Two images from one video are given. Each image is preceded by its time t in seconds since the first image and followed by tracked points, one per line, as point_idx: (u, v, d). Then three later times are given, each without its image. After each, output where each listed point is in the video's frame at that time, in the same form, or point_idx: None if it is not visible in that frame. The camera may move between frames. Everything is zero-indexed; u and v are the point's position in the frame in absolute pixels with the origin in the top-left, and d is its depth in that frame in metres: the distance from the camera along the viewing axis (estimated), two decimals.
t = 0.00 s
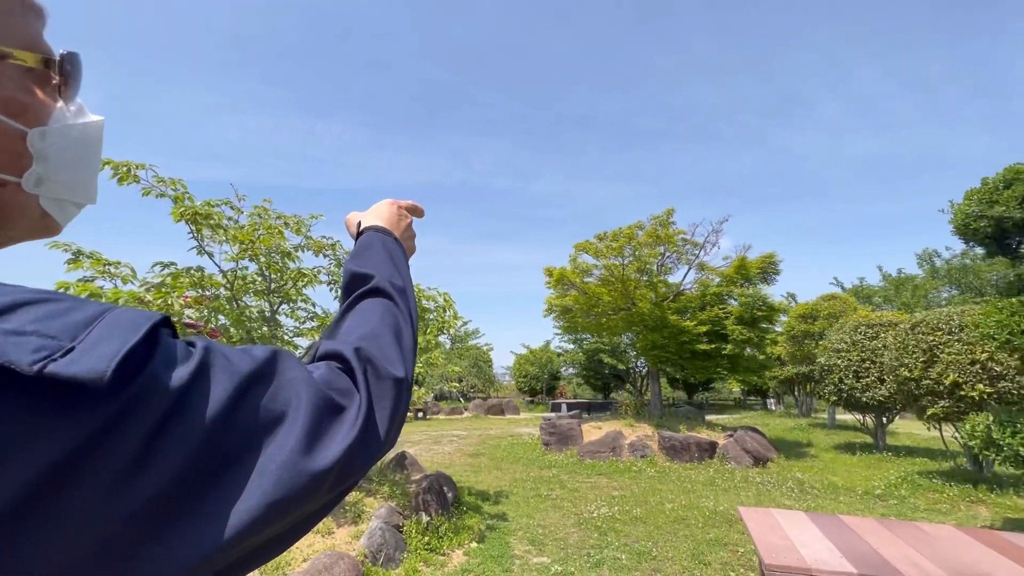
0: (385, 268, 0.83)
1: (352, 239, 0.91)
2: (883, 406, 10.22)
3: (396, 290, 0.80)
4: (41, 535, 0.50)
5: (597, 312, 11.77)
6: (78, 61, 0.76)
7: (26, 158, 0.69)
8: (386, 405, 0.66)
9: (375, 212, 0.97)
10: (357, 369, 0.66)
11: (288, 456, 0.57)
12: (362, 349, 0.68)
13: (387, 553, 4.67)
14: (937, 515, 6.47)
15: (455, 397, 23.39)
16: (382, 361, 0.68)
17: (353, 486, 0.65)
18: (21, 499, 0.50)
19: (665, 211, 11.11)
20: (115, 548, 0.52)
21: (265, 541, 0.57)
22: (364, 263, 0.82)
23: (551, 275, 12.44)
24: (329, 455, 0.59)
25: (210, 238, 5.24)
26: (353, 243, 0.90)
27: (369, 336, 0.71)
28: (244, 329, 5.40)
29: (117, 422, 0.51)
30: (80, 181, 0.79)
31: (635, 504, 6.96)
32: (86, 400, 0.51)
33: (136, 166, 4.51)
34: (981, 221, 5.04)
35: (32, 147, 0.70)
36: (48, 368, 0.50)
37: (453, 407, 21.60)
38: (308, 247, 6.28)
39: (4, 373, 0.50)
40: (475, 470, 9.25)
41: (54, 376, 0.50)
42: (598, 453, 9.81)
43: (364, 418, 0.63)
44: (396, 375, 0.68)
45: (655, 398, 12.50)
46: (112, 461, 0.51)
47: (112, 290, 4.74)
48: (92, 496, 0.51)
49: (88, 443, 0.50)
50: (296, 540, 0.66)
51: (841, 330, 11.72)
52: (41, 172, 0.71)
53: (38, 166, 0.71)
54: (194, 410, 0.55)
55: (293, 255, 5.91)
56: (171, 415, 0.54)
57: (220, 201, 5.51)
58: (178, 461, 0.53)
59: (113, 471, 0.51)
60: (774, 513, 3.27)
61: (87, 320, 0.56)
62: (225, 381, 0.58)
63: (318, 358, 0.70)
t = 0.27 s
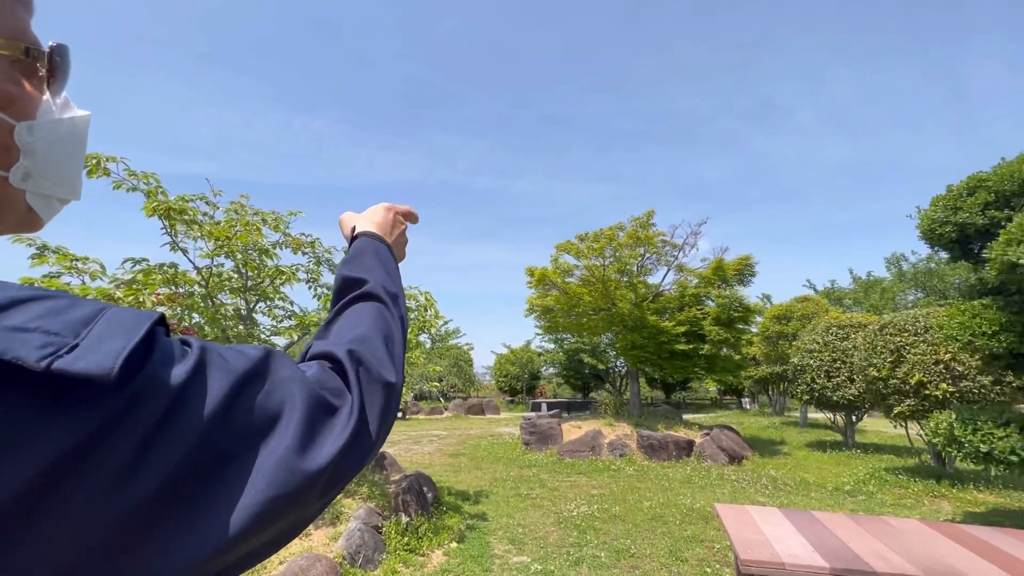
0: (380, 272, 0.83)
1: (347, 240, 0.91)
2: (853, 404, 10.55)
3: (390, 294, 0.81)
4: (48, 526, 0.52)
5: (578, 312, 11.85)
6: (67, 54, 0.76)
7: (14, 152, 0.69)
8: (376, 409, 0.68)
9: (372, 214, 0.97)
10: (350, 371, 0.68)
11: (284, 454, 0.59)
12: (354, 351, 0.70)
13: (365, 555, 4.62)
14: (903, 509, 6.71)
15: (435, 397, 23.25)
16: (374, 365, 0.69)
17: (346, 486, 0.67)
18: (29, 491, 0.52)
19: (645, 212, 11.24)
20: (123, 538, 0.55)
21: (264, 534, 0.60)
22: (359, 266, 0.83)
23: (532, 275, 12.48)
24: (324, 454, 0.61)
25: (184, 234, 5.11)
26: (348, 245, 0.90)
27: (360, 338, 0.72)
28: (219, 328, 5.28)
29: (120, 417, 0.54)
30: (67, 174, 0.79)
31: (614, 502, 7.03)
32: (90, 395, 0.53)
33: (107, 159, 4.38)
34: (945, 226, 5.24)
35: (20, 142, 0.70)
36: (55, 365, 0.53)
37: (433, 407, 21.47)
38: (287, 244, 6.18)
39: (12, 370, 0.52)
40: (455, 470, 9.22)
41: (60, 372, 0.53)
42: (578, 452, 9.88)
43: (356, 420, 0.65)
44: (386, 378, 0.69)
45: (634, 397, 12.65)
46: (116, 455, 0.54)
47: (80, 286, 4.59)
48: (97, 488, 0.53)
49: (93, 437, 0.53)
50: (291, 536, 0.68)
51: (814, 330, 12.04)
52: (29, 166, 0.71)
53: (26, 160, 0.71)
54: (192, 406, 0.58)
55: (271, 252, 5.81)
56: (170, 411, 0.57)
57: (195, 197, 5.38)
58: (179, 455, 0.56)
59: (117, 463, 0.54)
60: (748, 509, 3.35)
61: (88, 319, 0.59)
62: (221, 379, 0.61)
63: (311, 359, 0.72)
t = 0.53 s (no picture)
0: (371, 279, 0.84)
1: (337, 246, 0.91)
2: (829, 403, 10.79)
3: (380, 302, 0.82)
4: (58, 532, 0.52)
5: (563, 312, 11.89)
6: (65, 49, 0.75)
7: (12, 151, 0.69)
8: (370, 415, 0.68)
9: (359, 219, 0.97)
10: (346, 377, 0.68)
11: (286, 459, 0.59)
12: (350, 357, 0.70)
13: (348, 556, 4.58)
14: (877, 506, 6.89)
15: (419, 397, 23.11)
16: (369, 372, 0.70)
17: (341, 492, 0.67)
18: (39, 497, 0.51)
19: (629, 214, 11.33)
20: (130, 545, 0.54)
21: (266, 539, 0.60)
22: (350, 273, 0.83)
23: (517, 275, 12.49)
24: (325, 460, 0.61)
25: (162, 231, 5.00)
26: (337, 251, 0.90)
27: (354, 343, 0.73)
28: (198, 326, 5.18)
29: (132, 423, 0.54)
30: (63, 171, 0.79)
31: (598, 501, 7.08)
32: (104, 401, 0.53)
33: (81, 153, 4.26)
34: (919, 230, 5.40)
35: (18, 140, 0.70)
36: (74, 371, 0.52)
37: (416, 407, 21.33)
38: (268, 242, 6.09)
39: (26, 374, 0.52)
40: (439, 470, 9.18)
41: (76, 377, 0.52)
42: (561, 451, 9.92)
43: (354, 426, 0.65)
44: (380, 385, 0.70)
45: (617, 396, 12.74)
46: (126, 460, 0.53)
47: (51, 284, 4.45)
48: (107, 493, 0.53)
49: (105, 443, 0.53)
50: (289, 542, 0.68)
51: (793, 331, 12.28)
52: (25, 166, 0.71)
53: (22, 159, 0.71)
54: (200, 412, 0.58)
55: (252, 250, 5.72)
56: (179, 416, 0.57)
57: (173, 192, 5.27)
58: (188, 460, 0.56)
59: (128, 469, 0.53)
60: (729, 507, 3.41)
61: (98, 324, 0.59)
62: (226, 385, 0.61)
63: (304, 364, 0.72)
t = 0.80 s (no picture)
0: (361, 288, 0.84)
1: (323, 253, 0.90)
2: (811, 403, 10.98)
3: (370, 311, 0.82)
4: (52, 544, 0.50)
5: (550, 311, 11.92)
6: (58, 55, 0.76)
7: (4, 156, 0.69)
8: (361, 425, 0.69)
9: (344, 222, 0.95)
10: (337, 389, 0.68)
11: (281, 470, 0.60)
12: (341, 368, 0.70)
13: (332, 558, 4.54)
14: (856, 503, 7.03)
15: (405, 397, 23.00)
16: (360, 383, 0.70)
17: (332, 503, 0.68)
18: (33, 509, 0.49)
19: (616, 214, 11.39)
20: (125, 557, 0.53)
21: (259, 551, 0.60)
22: (337, 281, 0.83)
23: (505, 274, 12.49)
24: (319, 472, 0.62)
25: (142, 228, 4.91)
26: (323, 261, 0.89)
27: (344, 353, 0.73)
28: (179, 325, 5.09)
29: (129, 435, 0.53)
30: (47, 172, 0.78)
31: (583, 500, 7.11)
32: (101, 413, 0.52)
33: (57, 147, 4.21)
34: (897, 233, 5.52)
35: (11, 146, 0.69)
36: (72, 385, 0.51)
37: (402, 406, 21.22)
38: (252, 239, 6.01)
39: (20, 387, 0.50)
40: (425, 470, 9.15)
41: (73, 390, 0.50)
42: (547, 451, 9.95)
43: (346, 438, 0.66)
44: (372, 396, 0.71)
45: (603, 396, 12.81)
46: (122, 472, 0.52)
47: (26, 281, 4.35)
48: (102, 506, 0.52)
49: (99, 458, 0.51)
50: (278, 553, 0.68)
51: (775, 331, 12.47)
52: (15, 168, 0.71)
53: (13, 162, 0.71)
54: (196, 424, 0.57)
55: (235, 248, 5.65)
56: (174, 429, 0.56)
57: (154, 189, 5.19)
58: (184, 472, 0.55)
59: (124, 481, 0.52)
60: (711, 505, 3.45)
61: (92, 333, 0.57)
62: (220, 397, 0.60)
63: (294, 373, 0.72)
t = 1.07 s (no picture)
0: (366, 297, 0.84)
1: (328, 261, 0.90)
2: (797, 402, 11.12)
3: (375, 321, 0.82)
4: (65, 546, 0.51)
5: (540, 311, 11.93)
6: (78, 69, 0.76)
7: (21, 161, 0.67)
8: (367, 436, 0.69)
9: (350, 233, 0.96)
10: (344, 399, 0.68)
11: (288, 480, 0.60)
12: (348, 378, 0.70)
13: (319, 558, 4.51)
14: (840, 500, 7.14)
15: (394, 396, 22.89)
16: (366, 394, 0.70)
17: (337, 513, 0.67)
18: (48, 512, 0.50)
19: (606, 214, 11.43)
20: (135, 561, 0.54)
21: (267, 560, 0.60)
22: (342, 290, 0.83)
23: (495, 274, 12.49)
24: (325, 483, 0.62)
25: (127, 225, 4.84)
26: (329, 266, 0.89)
27: (350, 363, 0.73)
28: (164, 324, 5.00)
29: (141, 441, 0.53)
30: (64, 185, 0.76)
31: (573, 499, 7.14)
32: (114, 419, 0.53)
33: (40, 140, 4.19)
34: (881, 235, 5.61)
35: (29, 152, 0.68)
36: (86, 391, 0.51)
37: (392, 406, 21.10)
38: (240, 237, 5.95)
39: (37, 392, 0.51)
40: (414, 469, 9.11)
41: (85, 397, 0.51)
42: (537, 450, 9.96)
43: (353, 448, 0.66)
44: (378, 407, 0.71)
45: (592, 395, 12.85)
46: (134, 478, 0.53)
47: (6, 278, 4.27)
48: (112, 510, 0.52)
49: (110, 464, 0.52)
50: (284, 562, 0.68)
51: (763, 331, 12.62)
52: (33, 176, 0.69)
53: (31, 169, 0.69)
54: (205, 431, 0.57)
55: (223, 246, 5.59)
56: (183, 436, 0.56)
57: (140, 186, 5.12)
58: (191, 478, 0.56)
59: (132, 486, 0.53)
60: (698, 504, 3.48)
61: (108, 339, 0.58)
62: (228, 405, 0.60)
63: (300, 382, 0.72)
